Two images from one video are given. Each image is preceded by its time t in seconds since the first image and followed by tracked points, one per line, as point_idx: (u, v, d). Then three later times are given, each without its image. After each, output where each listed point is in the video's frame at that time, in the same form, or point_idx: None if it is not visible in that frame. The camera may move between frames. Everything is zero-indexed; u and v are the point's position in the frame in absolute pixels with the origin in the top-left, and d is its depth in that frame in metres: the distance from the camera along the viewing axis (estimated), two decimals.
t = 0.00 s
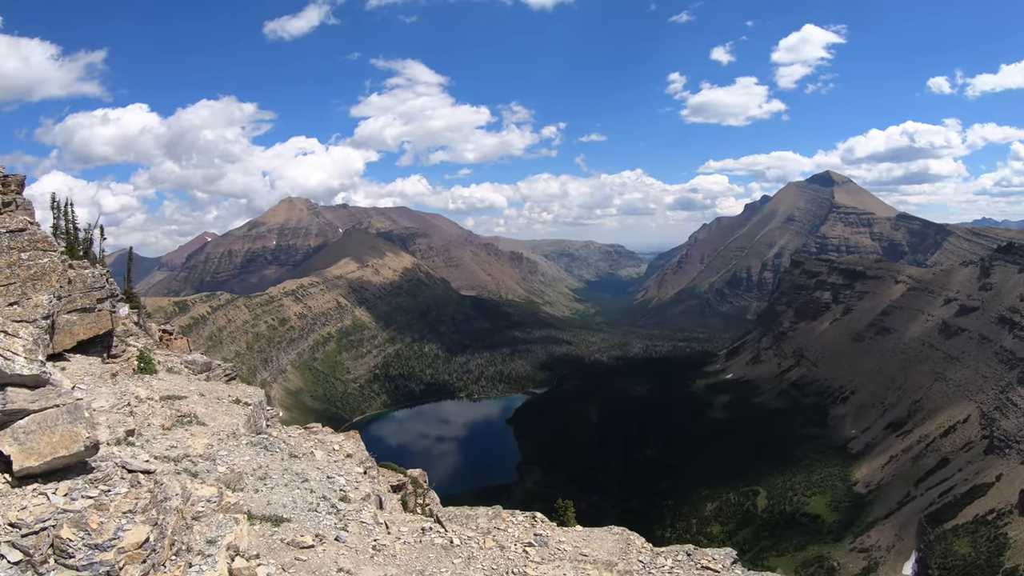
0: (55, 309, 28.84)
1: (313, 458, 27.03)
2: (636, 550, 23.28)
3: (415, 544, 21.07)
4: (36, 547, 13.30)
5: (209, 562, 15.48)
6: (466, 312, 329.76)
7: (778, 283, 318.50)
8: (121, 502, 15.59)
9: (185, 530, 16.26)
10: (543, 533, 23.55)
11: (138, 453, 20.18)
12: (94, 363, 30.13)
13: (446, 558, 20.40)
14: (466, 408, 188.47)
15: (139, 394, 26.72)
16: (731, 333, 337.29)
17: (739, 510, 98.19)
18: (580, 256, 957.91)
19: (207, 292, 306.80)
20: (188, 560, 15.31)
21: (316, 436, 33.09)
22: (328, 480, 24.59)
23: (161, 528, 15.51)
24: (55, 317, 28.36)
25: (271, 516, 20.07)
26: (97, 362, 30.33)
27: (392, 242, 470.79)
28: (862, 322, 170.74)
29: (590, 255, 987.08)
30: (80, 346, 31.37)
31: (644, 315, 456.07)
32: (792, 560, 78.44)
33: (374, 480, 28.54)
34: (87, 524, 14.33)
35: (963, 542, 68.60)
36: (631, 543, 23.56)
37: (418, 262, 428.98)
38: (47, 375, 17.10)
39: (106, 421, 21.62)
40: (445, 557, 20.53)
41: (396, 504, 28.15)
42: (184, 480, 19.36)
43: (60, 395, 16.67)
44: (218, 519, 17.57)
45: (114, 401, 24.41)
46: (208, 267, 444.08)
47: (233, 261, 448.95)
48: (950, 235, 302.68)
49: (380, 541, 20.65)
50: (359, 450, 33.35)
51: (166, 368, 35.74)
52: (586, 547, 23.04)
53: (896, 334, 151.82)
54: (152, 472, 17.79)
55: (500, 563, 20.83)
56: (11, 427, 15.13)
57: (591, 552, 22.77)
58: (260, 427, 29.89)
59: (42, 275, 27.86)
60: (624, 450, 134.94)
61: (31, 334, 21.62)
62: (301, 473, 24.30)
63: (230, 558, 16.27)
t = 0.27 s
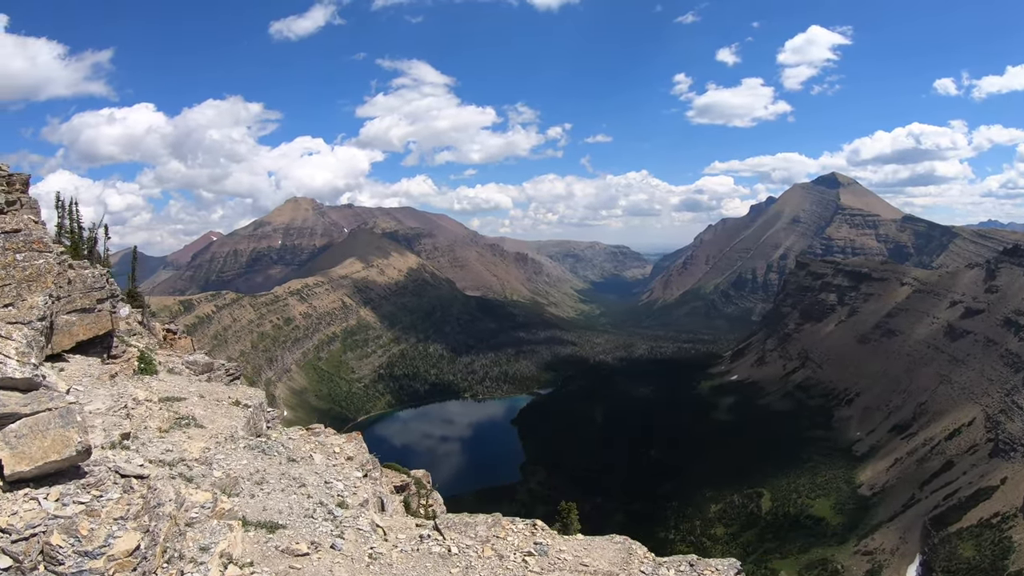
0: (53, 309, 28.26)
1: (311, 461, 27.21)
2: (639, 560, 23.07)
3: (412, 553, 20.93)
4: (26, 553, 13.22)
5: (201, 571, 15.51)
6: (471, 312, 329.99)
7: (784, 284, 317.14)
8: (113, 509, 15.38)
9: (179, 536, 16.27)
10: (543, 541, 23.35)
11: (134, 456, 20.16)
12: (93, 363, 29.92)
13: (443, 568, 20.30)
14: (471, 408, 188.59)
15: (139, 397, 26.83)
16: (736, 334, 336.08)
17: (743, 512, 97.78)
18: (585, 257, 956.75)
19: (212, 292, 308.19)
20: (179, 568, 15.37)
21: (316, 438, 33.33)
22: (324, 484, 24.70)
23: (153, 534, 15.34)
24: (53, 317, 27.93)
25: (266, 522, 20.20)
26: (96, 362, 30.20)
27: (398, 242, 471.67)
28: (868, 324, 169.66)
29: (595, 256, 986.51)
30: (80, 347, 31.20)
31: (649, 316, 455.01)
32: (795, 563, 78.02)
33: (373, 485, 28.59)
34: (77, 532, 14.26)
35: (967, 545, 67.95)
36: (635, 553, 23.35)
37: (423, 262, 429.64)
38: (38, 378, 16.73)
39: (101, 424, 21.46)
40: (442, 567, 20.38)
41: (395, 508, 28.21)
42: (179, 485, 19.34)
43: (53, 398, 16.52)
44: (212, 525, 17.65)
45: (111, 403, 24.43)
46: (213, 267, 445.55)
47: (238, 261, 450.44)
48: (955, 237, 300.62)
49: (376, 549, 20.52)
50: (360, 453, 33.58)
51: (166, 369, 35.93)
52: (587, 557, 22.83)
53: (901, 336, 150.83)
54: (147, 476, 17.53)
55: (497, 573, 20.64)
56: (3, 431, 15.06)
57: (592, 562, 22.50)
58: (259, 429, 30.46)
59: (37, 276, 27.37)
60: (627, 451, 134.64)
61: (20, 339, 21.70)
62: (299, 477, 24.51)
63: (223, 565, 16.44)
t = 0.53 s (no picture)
0: (52, 306, 28.06)
1: (312, 462, 27.42)
2: (642, 564, 23.45)
3: (413, 556, 21.03)
4: (20, 556, 13.08)
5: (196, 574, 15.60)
6: (475, 309, 330.49)
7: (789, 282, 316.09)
8: (108, 510, 15.26)
9: (175, 538, 16.44)
10: (546, 545, 23.54)
11: (131, 456, 20.13)
12: (93, 360, 29.87)
13: (445, 571, 20.39)
14: (474, 405, 188.94)
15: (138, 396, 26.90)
16: (740, 333, 335.42)
17: (746, 511, 97.75)
18: (590, 255, 955.98)
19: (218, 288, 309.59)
20: (174, 570, 15.43)
21: (318, 436, 33.53)
22: (324, 485, 24.83)
23: (147, 538, 15.34)
24: (52, 315, 27.78)
25: (264, 524, 20.21)
26: (96, 359, 30.13)
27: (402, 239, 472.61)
28: (872, 323, 168.98)
29: (600, 253, 985.84)
30: (81, 344, 31.24)
31: (653, 314, 454.36)
32: (798, 562, 77.89)
33: (374, 485, 28.77)
34: (70, 534, 14.06)
35: (970, 546, 67.61)
36: (638, 557, 23.77)
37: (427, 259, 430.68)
38: (34, 377, 16.65)
39: (99, 423, 21.51)
40: (443, 570, 20.47)
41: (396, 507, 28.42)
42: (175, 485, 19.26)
43: (48, 397, 16.29)
44: (209, 526, 17.78)
45: (110, 401, 24.44)
46: (218, 263, 446.94)
47: (243, 257, 451.36)
48: (961, 236, 298.95)
49: (376, 552, 20.62)
50: (362, 451, 33.78)
51: (168, 367, 36.03)
52: (590, 561, 23.12)
53: (906, 336, 150.11)
54: (144, 477, 17.45)
55: None
56: None
57: (595, 566, 22.86)
58: (260, 427, 30.74)
59: (34, 273, 27.00)
60: (630, 449, 134.65)
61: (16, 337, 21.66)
62: (298, 478, 24.69)
63: (219, 568, 16.56)
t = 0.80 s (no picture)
0: (49, 306, 28.06)
1: (312, 463, 27.52)
2: (647, 569, 23.74)
3: (414, 562, 21.11)
4: (12, 564, 13.05)
5: None
6: (477, 307, 330.79)
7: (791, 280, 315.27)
8: (102, 517, 15.38)
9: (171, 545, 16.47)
10: (550, 550, 23.66)
11: (128, 459, 20.14)
12: (92, 360, 29.94)
13: None
14: (476, 403, 189.15)
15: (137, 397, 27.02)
16: (743, 330, 335.13)
17: (747, 509, 97.92)
18: (593, 253, 955.19)
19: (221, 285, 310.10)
20: None
21: (318, 436, 33.59)
22: (324, 488, 24.88)
23: (143, 544, 15.36)
24: (50, 316, 27.74)
25: (263, 529, 20.17)
26: (96, 359, 30.21)
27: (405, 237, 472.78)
28: (875, 321, 168.48)
29: (602, 251, 984.05)
30: (81, 344, 31.30)
31: (656, 311, 454.19)
32: (800, 561, 78.07)
33: (375, 485, 28.81)
34: (64, 541, 14.12)
35: (971, 545, 67.48)
36: (643, 562, 24.14)
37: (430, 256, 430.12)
38: (28, 380, 16.71)
39: (96, 425, 21.60)
40: None
41: (398, 508, 28.52)
42: (173, 489, 19.31)
43: (43, 401, 16.37)
44: (206, 531, 17.85)
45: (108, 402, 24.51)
46: (221, 260, 447.91)
47: (246, 254, 452.32)
48: (964, 234, 297.85)
49: (376, 558, 20.64)
50: (363, 451, 33.87)
51: (168, 366, 36.14)
52: (594, 566, 23.23)
53: (908, 334, 149.66)
54: (139, 482, 17.66)
55: None
56: None
57: (599, 571, 22.92)
58: (261, 427, 30.90)
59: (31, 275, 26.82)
60: (632, 447, 134.71)
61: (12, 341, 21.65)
62: (298, 480, 24.75)
63: None
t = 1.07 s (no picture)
0: (45, 309, 28.11)
1: (311, 468, 27.57)
2: None
3: (414, 569, 21.14)
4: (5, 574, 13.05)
5: None
6: (477, 306, 330.79)
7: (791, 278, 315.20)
8: (97, 525, 15.34)
9: (167, 554, 16.42)
10: (552, 557, 23.84)
11: (124, 466, 20.18)
12: (89, 363, 30.02)
13: None
14: (476, 402, 189.20)
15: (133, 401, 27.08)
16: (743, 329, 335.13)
17: (748, 507, 98.01)
18: (593, 252, 955.10)
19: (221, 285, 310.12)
20: None
21: (318, 438, 33.67)
22: (323, 494, 24.89)
23: (138, 554, 15.44)
24: (46, 319, 27.78)
25: (261, 536, 20.06)
26: (93, 361, 30.25)
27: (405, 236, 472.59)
28: (875, 320, 168.41)
29: (602, 250, 983.72)
30: (78, 346, 31.33)
31: (656, 310, 454.35)
32: (801, 560, 78.23)
33: (375, 489, 28.83)
34: (58, 550, 14.06)
35: (972, 543, 67.56)
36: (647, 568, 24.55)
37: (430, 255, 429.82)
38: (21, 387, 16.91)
39: (92, 430, 21.69)
40: None
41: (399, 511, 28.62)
42: (169, 497, 19.25)
43: (36, 407, 16.53)
44: (202, 540, 17.85)
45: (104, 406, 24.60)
46: (221, 260, 447.79)
47: (246, 254, 452.10)
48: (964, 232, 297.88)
49: (375, 565, 20.61)
50: (362, 454, 33.94)
51: (167, 368, 36.22)
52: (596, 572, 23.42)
53: (908, 332, 149.62)
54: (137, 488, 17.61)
55: None
56: None
57: None
58: (259, 431, 30.94)
59: (26, 278, 26.81)
60: (633, 446, 134.77)
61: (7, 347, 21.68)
62: (297, 486, 24.73)
63: None
